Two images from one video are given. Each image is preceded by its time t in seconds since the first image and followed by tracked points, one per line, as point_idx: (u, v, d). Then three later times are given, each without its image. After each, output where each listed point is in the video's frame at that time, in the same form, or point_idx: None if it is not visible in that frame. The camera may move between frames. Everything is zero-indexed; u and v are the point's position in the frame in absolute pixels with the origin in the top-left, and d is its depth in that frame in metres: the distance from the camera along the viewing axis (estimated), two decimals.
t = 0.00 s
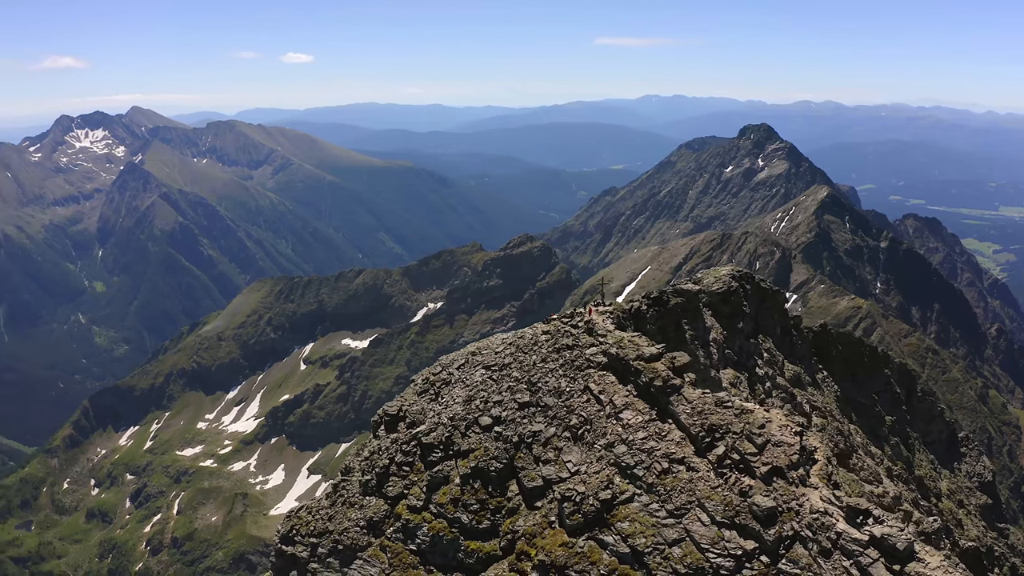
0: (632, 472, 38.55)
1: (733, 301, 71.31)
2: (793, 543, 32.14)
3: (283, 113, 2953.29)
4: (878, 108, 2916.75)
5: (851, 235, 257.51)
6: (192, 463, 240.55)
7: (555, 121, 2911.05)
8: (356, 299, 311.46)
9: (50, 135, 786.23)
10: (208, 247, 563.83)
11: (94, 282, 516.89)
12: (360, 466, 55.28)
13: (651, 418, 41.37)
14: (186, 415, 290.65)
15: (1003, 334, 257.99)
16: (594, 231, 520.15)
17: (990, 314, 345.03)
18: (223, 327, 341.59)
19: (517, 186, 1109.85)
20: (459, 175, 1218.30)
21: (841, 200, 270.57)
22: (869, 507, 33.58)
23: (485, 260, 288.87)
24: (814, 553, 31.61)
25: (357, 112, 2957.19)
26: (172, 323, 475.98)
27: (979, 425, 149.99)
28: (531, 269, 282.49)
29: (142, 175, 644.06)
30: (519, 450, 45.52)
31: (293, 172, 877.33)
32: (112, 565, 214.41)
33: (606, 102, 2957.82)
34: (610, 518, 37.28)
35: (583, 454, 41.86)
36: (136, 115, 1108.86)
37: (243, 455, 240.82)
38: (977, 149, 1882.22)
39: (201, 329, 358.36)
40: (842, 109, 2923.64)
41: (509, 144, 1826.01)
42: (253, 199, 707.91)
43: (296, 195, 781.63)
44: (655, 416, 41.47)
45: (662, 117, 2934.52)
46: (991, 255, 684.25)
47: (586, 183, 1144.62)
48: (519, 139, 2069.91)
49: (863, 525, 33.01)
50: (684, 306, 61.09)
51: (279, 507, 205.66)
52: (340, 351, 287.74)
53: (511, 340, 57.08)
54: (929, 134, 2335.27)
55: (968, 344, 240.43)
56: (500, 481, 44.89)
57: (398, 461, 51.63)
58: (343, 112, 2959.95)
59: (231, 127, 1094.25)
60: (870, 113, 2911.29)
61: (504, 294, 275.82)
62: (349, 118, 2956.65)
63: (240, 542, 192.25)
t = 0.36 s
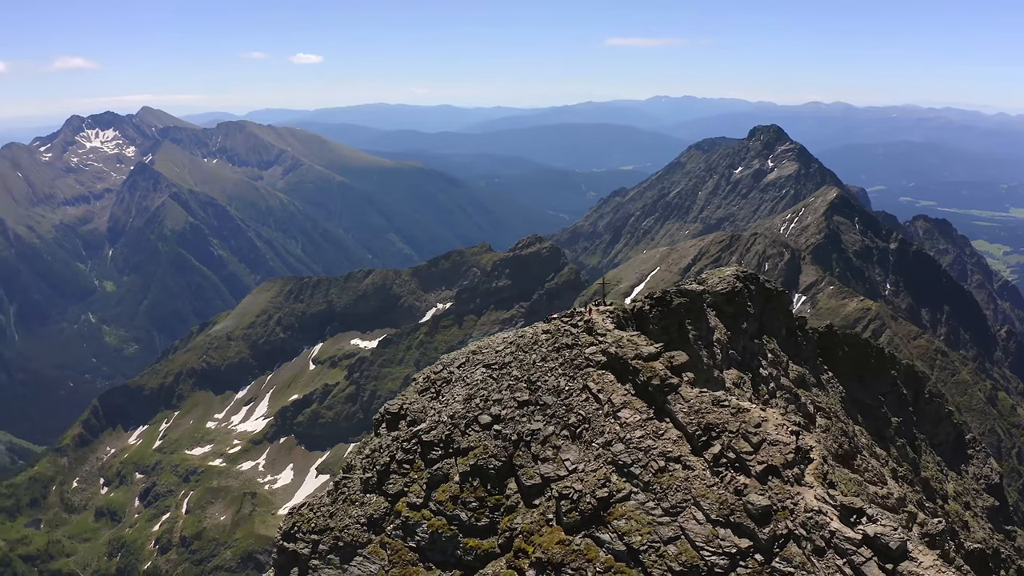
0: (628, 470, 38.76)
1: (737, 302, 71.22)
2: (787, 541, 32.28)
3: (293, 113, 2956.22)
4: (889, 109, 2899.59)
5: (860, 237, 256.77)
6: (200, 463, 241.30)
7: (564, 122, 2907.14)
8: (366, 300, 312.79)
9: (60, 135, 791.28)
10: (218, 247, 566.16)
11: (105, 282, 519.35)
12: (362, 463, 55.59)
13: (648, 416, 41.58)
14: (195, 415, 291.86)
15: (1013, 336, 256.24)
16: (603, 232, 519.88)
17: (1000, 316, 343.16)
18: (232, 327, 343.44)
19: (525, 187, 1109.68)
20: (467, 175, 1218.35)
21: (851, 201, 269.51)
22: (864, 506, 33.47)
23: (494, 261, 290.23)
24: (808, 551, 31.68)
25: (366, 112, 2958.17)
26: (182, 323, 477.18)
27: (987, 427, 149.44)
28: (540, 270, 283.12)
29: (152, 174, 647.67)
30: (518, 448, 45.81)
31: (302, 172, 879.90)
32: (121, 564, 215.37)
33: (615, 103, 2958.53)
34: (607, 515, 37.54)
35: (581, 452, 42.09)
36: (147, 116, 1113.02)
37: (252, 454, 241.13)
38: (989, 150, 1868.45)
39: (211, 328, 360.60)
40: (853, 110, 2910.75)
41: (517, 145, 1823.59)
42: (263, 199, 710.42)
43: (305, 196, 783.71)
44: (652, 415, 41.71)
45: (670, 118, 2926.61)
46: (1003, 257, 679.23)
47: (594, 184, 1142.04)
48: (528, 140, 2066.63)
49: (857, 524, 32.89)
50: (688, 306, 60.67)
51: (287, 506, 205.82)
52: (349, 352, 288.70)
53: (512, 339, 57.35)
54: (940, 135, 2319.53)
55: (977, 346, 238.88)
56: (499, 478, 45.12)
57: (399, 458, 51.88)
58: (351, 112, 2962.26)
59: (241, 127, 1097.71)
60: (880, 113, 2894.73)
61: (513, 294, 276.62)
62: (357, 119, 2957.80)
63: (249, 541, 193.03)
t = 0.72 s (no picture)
0: (624, 468, 38.99)
1: (740, 302, 71.32)
2: (780, 540, 32.47)
3: (302, 113, 2957.08)
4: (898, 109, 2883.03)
5: (870, 238, 255.75)
6: (209, 463, 242.19)
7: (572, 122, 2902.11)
8: (374, 300, 313.91)
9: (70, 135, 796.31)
10: (227, 247, 567.86)
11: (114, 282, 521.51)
12: (363, 461, 55.89)
13: (646, 415, 41.75)
14: (204, 414, 293.08)
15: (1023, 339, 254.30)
16: (612, 233, 518.79)
17: (1011, 318, 340.82)
18: (241, 327, 344.99)
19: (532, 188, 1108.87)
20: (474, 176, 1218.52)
21: (860, 202, 268.48)
22: (857, 505, 33.63)
23: (502, 262, 291.34)
24: (800, 550, 31.85)
25: (374, 113, 2957.67)
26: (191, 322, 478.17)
27: (997, 429, 148.47)
28: (549, 271, 283.55)
29: (161, 174, 650.33)
30: (516, 447, 46.05)
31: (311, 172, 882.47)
32: (129, 563, 216.12)
33: (625, 104, 2958.54)
34: (603, 513, 37.73)
35: (578, 450, 42.37)
36: (156, 116, 1117.32)
37: (260, 454, 241.72)
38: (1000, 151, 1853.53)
39: (220, 328, 362.60)
40: (862, 111, 2896.57)
41: (525, 145, 1820.45)
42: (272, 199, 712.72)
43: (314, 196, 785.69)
44: (649, 414, 41.90)
45: (678, 120, 2918.54)
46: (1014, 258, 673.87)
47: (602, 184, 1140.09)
48: (536, 141, 2062.51)
49: (850, 523, 33.05)
50: (691, 307, 60.60)
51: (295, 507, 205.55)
52: (358, 352, 289.50)
53: (512, 339, 57.56)
54: (949, 135, 2304.82)
55: (987, 348, 237.09)
56: (498, 476, 45.38)
57: (399, 457, 52.17)
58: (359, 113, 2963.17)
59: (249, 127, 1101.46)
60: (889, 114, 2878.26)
61: (521, 295, 277.25)
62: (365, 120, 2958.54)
63: (257, 541, 193.36)
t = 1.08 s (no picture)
0: (621, 466, 39.19)
1: (744, 303, 71.38)
2: (775, 538, 32.51)
3: (310, 114, 2956.26)
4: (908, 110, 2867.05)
5: (879, 239, 254.81)
6: (217, 462, 242.92)
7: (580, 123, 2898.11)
8: (383, 301, 314.97)
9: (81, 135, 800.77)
10: (236, 247, 569.90)
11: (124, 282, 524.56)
12: (364, 459, 56.18)
13: (642, 413, 42.00)
14: (213, 414, 294.58)
15: None
16: (621, 233, 518.17)
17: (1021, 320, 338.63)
18: (250, 327, 346.48)
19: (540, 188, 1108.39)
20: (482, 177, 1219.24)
21: (869, 204, 267.41)
22: (850, 504, 33.89)
23: (511, 263, 292.20)
24: (795, 548, 31.96)
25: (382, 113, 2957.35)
26: (201, 323, 480.35)
27: (1006, 432, 147.74)
28: (557, 272, 284.26)
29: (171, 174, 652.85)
30: (515, 445, 46.30)
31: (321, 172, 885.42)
32: (138, 562, 216.93)
33: (633, 105, 2957.47)
34: (599, 511, 37.91)
35: (576, 448, 42.59)
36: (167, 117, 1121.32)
37: (269, 454, 242.23)
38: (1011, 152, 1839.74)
39: (229, 328, 364.55)
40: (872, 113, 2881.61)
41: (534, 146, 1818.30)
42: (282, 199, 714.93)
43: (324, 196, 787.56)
44: (646, 412, 42.06)
45: (687, 121, 2910.48)
46: None
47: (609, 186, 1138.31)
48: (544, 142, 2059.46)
49: (843, 522, 33.28)
50: (694, 308, 60.55)
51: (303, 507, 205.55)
52: (367, 352, 290.24)
53: (513, 338, 57.79)
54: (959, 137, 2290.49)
55: (997, 350, 235.33)
56: (496, 474, 45.62)
57: (400, 454, 52.46)
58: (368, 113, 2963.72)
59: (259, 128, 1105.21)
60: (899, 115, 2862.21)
61: (530, 296, 278.13)
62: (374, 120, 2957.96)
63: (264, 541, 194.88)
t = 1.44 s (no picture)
0: (618, 465, 39.41)
1: (748, 303, 71.35)
2: (768, 537, 32.74)
3: (319, 115, 2957.26)
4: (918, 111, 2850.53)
5: (888, 240, 253.74)
6: (226, 461, 243.98)
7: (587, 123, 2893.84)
8: (391, 301, 316.06)
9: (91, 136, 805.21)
10: (244, 247, 572.01)
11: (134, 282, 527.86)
12: (365, 456, 56.45)
13: (640, 412, 42.21)
14: (222, 413, 296.18)
15: None
16: (630, 234, 517.56)
17: None
18: (259, 327, 347.70)
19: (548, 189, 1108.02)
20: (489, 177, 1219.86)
21: (879, 205, 266.25)
22: (843, 503, 34.31)
23: (519, 263, 292.61)
24: (787, 547, 32.25)
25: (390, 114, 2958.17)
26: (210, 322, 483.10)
27: (1016, 434, 147.20)
28: (566, 272, 284.97)
29: (180, 174, 655.32)
30: (513, 443, 46.56)
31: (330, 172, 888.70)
32: (147, 560, 218.05)
33: (641, 106, 2955.23)
34: (596, 509, 38.18)
35: (573, 447, 42.86)
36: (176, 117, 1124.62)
37: (277, 454, 242.95)
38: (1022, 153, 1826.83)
39: (238, 328, 365.95)
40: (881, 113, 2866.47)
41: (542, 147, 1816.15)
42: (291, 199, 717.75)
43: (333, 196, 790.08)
44: (643, 411, 42.29)
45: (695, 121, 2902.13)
46: None
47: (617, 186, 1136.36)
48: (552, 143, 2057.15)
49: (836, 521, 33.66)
50: (697, 307, 60.56)
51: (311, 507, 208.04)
52: (375, 352, 291.03)
53: (513, 337, 57.98)
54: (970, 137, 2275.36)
55: (1006, 352, 233.82)
56: (495, 472, 45.92)
57: (400, 452, 52.83)
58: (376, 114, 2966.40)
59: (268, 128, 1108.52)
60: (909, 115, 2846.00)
61: (538, 297, 278.67)
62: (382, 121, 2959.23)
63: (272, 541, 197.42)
